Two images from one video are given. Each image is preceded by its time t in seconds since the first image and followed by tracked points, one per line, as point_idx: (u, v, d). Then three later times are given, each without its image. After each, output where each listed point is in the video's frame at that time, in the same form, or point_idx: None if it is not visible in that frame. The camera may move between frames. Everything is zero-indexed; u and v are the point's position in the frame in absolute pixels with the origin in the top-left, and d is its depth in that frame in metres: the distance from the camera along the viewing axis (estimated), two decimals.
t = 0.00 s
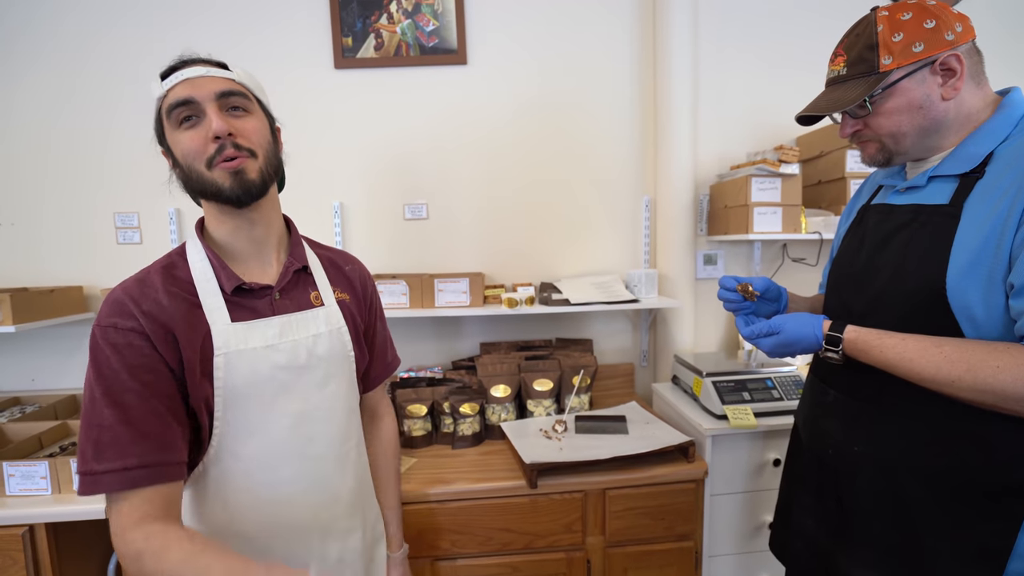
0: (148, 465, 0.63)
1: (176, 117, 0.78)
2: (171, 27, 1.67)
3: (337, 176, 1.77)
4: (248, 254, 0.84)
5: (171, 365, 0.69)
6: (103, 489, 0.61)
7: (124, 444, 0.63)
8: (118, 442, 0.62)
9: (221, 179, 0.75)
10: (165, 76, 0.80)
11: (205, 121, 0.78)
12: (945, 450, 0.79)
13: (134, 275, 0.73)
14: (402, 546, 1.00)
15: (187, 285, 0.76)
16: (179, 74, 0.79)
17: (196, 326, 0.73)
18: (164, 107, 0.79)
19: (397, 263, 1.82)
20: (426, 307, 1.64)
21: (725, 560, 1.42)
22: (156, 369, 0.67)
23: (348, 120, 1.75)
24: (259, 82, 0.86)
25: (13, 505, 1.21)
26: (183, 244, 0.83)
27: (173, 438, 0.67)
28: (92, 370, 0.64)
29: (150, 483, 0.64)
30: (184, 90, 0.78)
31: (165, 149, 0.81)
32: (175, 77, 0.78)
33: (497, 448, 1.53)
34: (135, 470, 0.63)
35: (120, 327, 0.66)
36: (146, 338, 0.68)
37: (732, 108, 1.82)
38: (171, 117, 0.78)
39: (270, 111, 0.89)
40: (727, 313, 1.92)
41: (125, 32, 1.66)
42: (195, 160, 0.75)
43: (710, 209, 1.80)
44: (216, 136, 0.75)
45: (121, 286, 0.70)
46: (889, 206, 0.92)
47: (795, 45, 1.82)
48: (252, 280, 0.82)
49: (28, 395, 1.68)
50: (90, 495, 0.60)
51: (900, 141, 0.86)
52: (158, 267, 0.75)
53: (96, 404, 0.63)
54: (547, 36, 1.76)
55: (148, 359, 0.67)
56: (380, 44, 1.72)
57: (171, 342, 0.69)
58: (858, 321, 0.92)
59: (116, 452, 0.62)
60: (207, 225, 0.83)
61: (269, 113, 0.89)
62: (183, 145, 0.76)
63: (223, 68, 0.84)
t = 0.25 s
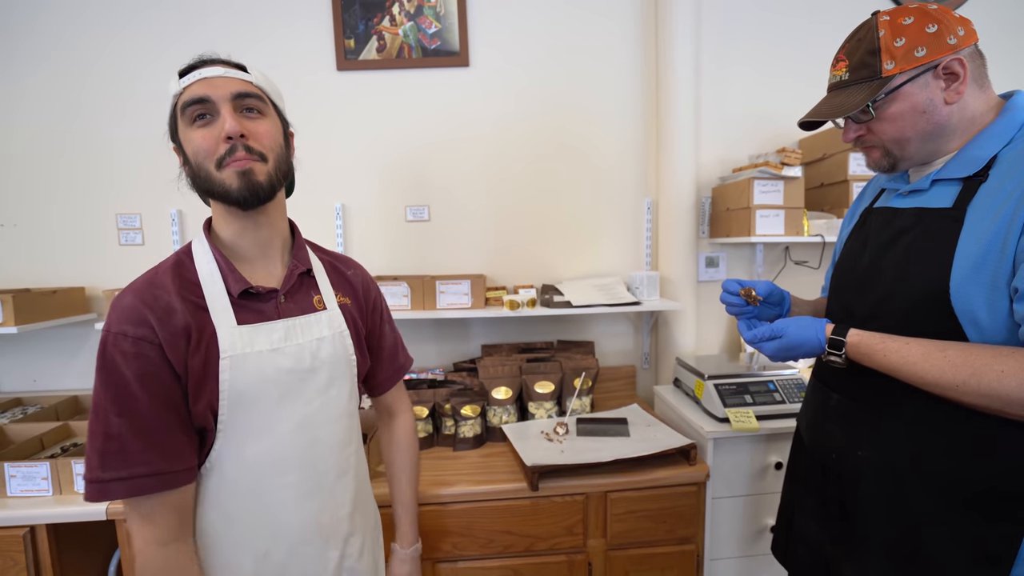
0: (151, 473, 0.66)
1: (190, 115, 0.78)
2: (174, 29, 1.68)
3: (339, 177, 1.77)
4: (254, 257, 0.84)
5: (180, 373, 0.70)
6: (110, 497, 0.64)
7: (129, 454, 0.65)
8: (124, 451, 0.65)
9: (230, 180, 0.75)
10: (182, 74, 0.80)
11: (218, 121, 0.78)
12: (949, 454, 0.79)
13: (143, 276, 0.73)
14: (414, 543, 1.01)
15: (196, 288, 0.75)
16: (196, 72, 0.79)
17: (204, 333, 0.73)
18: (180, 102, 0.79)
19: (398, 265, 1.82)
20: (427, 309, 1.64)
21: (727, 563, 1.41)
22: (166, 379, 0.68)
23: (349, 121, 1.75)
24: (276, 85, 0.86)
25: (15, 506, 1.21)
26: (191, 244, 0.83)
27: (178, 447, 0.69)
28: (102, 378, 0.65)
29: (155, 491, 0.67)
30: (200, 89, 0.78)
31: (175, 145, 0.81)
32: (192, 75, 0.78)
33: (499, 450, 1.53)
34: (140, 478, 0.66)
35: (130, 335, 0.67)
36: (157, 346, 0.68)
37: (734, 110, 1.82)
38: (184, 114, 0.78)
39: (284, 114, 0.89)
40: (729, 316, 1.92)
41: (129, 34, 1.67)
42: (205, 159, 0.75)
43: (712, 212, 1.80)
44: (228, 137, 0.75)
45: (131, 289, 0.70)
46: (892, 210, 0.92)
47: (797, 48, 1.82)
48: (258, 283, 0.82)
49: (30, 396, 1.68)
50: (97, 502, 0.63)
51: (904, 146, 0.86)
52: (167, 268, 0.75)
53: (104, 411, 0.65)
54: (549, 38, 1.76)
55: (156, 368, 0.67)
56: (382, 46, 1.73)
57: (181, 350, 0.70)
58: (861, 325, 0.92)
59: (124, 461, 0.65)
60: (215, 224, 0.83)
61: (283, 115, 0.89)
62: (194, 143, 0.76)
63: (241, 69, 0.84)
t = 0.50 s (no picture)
0: (124, 475, 0.65)
1: (198, 115, 0.78)
2: (176, 31, 1.68)
3: (341, 179, 1.78)
4: (256, 259, 0.84)
5: (166, 376, 0.69)
6: (77, 494, 0.63)
7: (104, 454, 0.65)
8: (97, 450, 0.65)
9: (236, 183, 0.75)
10: (193, 73, 0.80)
11: (226, 122, 0.78)
12: (951, 458, 0.79)
13: (143, 275, 0.74)
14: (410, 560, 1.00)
15: (194, 289, 0.76)
16: (207, 72, 0.79)
17: (196, 336, 0.72)
18: (189, 102, 0.79)
19: (400, 267, 1.82)
20: (429, 311, 1.63)
21: (729, 567, 1.40)
22: (150, 380, 0.68)
23: (351, 123, 1.75)
24: (285, 87, 0.86)
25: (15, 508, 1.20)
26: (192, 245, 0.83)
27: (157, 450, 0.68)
28: (88, 375, 0.65)
29: (123, 493, 0.66)
30: (210, 90, 0.78)
31: (182, 144, 0.81)
32: (202, 75, 0.78)
33: (500, 453, 1.52)
34: (111, 479, 0.65)
35: (120, 334, 0.67)
36: (144, 347, 0.68)
37: (735, 113, 1.82)
38: (193, 114, 0.78)
39: (292, 117, 0.88)
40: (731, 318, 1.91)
41: (131, 36, 1.67)
42: (212, 160, 0.75)
43: (714, 214, 1.80)
44: (235, 139, 0.75)
45: (128, 288, 0.71)
46: (894, 212, 0.92)
47: (798, 50, 1.82)
48: (259, 286, 0.82)
49: (31, 398, 1.68)
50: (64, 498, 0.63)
51: (906, 149, 0.85)
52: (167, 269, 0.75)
53: (84, 409, 0.65)
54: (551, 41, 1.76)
55: (143, 368, 0.67)
56: (384, 48, 1.73)
57: (168, 352, 0.69)
58: (863, 327, 0.91)
59: (95, 459, 0.65)
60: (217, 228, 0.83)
61: (291, 118, 0.89)
62: (201, 144, 0.76)
63: (251, 70, 0.84)
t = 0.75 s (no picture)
0: (158, 474, 0.67)
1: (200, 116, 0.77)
2: (179, 33, 1.69)
3: (342, 181, 1.78)
4: (254, 259, 0.84)
5: (180, 375, 0.70)
6: (114, 498, 0.64)
7: (135, 455, 0.66)
8: (129, 452, 0.66)
9: (242, 187, 0.75)
10: (194, 74, 0.80)
11: (230, 126, 0.78)
12: (951, 459, 0.79)
13: (142, 279, 0.73)
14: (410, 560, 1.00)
15: (194, 290, 0.76)
16: (211, 74, 0.78)
17: (202, 336, 0.73)
18: (190, 103, 0.78)
19: (401, 268, 1.82)
20: (430, 313, 1.63)
21: (730, 569, 1.40)
22: (166, 381, 0.69)
23: (353, 125, 1.76)
24: (287, 92, 0.87)
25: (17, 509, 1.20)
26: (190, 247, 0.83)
27: (182, 447, 0.70)
28: (103, 381, 0.66)
29: (160, 491, 0.67)
30: (214, 92, 0.78)
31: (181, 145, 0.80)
32: (206, 76, 0.78)
33: (502, 454, 1.52)
34: (146, 479, 0.66)
35: (130, 338, 0.67)
36: (155, 349, 0.68)
37: (737, 115, 1.82)
38: (195, 116, 0.77)
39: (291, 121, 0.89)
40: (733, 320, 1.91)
41: (134, 38, 1.68)
42: (215, 164, 0.75)
43: (715, 216, 1.80)
44: (240, 144, 0.75)
45: (130, 293, 0.70)
46: (896, 213, 0.92)
47: (800, 53, 1.82)
48: (258, 286, 0.82)
49: (33, 399, 1.68)
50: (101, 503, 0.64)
51: (908, 152, 0.85)
52: (166, 271, 0.75)
53: (108, 414, 0.66)
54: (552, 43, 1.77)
55: (156, 370, 0.68)
56: (386, 50, 1.73)
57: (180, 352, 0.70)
58: (864, 328, 0.91)
59: (127, 462, 0.66)
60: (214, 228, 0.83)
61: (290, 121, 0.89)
62: (204, 147, 0.76)
63: (255, 73, 0.84)
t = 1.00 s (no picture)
0: (139, 481, 0.66)
1: (198, 115, 0.77)
2: (178, 32, 1.69)
3: (343, 180, 1.78)
4: (247, 259, 0.84)
5: (163, 382, 0.69)
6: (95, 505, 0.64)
7: (115, 462, 0.65)
8: (109, 459, 0.65)
9: (245, 187, 0.75)
10: (193, 71, 0.79)
11: (230, 126, 0.78)
12: (950, 458, 0.79)
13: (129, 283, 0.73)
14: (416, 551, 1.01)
15: (183, 293, 0.75)
16: (211, 72, 0.78)
17: (188, 341, 0.72)
18: (188, 101, 0.78)
19: (402, 267, 1.82)
20: (430, 311, 1.64)
21: (730, 568, 1.40)
22: (148, 387, 0.68)
23: (353, 124, 1.76)
24: (285, 92, 0.88)
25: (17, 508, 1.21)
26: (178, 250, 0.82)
27: (166, 454, 0.69)
28: (85, 388, 0.65)
29: (142, 498, 0.67)
30: (214, 91, 0.77)
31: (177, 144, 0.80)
32: (204, 74, 0.78)
33: (502, 453, 1.53)
34: (127, 486, 0.66)
35: (111, 344, 0.66)
36: (137, 355, 0.67)
37: (738, 114, 1.82)
38: (193, 114, 0.77)
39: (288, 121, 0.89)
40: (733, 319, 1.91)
41: (134, 37, 1.68)
42: (215, 164, 0.75)
43: (716, 215, 1.80)
44: (242, 145, 0.75)
45: (114, 298, 0.70)
46: (894, 212, 0.92)
47: (800, 51, 1.82)
48: (250, 286, 0.82)
49: (33, 398, 1.68)
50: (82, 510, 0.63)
51: (908, 151, 0.85)
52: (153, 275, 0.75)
53: (89, 421, 0.65)
54: (553, 42, 1.77)
55: (138, 376, 0.67)
56: (386, 48, 1.73)
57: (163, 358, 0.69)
58: (863, 327, 0.91)
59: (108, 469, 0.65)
60: (204, 230, 0.83)
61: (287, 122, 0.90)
62: (203, 146, 0.75)
63: (254, 73, 0.84)
